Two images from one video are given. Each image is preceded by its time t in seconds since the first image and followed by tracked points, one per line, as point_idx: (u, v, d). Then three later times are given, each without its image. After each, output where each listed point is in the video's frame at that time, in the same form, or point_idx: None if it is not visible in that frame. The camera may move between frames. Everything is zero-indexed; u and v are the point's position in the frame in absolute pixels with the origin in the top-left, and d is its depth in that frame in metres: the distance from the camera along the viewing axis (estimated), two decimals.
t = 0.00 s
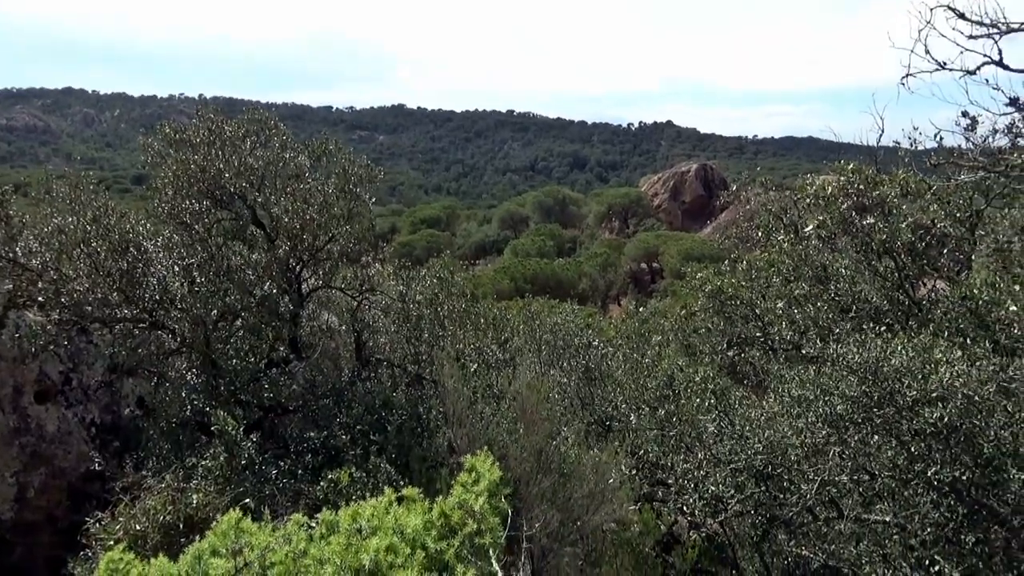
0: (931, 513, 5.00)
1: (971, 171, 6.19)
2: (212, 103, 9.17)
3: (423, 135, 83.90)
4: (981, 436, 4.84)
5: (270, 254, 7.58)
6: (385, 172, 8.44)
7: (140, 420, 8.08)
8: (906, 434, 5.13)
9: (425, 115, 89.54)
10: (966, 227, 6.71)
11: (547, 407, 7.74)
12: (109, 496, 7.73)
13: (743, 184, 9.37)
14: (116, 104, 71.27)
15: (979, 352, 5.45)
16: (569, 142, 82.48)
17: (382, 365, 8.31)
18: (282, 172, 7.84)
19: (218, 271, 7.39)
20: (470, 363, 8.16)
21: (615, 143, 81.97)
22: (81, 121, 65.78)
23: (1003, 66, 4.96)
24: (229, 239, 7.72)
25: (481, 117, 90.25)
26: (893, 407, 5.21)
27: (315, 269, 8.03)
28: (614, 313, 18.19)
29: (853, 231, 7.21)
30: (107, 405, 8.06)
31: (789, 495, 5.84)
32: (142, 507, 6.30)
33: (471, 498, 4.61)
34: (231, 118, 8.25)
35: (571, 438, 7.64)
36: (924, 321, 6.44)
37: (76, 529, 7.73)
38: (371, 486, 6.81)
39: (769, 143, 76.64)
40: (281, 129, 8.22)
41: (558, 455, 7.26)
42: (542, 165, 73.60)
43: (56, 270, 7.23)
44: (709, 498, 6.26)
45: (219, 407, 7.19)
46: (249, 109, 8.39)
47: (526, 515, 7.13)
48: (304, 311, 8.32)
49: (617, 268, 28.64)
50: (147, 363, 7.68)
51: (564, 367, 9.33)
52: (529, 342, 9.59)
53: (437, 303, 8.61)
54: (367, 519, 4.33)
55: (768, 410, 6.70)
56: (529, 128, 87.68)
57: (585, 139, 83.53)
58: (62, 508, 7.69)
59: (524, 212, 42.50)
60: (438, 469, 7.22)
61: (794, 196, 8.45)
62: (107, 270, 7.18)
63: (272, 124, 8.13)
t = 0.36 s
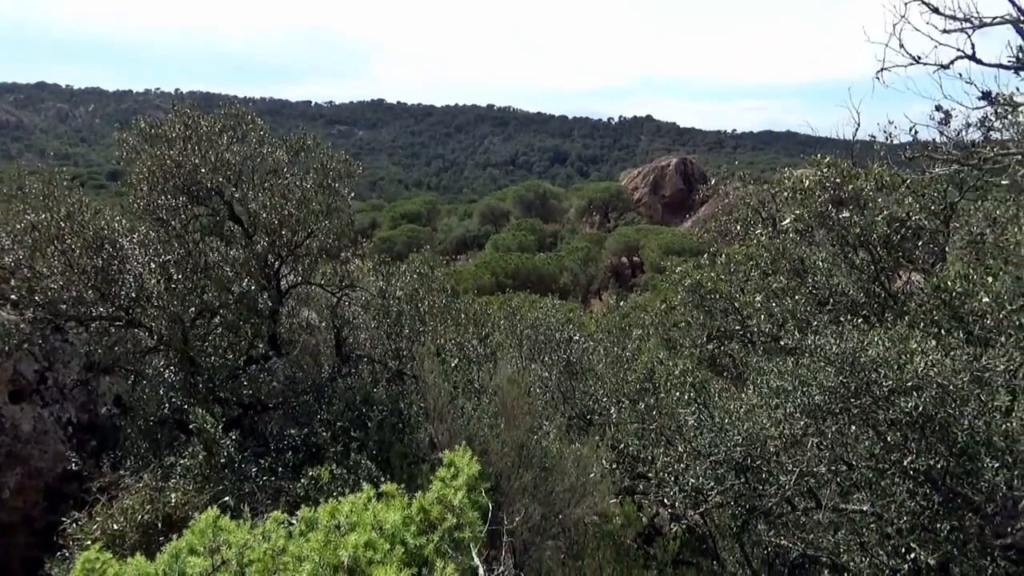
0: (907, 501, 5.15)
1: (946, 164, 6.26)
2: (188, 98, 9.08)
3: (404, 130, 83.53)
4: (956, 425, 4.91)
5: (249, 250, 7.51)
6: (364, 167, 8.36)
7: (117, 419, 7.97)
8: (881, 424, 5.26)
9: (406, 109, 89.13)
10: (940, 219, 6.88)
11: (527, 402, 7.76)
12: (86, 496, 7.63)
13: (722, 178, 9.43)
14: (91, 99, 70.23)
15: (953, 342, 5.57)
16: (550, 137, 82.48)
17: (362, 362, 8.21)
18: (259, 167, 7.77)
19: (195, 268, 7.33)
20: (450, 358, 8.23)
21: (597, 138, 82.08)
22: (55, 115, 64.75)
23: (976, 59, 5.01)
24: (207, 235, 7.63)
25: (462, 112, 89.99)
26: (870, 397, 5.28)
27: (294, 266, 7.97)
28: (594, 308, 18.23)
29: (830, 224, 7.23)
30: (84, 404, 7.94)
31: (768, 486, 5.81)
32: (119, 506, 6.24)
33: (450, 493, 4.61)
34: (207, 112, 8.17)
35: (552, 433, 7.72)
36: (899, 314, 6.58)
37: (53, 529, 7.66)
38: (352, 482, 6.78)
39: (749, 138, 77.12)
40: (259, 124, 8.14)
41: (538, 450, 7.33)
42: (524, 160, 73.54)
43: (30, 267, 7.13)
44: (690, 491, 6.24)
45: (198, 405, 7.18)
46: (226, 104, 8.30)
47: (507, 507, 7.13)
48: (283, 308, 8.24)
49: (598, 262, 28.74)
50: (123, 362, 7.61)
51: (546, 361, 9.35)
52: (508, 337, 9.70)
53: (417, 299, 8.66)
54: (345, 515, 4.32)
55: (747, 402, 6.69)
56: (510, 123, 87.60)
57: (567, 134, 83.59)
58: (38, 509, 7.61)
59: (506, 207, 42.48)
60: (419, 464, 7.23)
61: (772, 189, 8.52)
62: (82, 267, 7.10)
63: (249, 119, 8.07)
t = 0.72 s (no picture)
0: (885, 493, 5.20)
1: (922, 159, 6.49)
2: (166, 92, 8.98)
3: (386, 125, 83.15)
4: (933, 417, 5.05)
5: (228, 246, 7.44)
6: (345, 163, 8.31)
7: (95, 417, 7.75)
8: (860, 416, 5.29)
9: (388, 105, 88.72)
10: (917, 213, 7.00)
11: (508, 398, 7.87)
12: (63, 496, 7.54)
13: (703, 174, 9.48)
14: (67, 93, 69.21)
15: (929, 335, 5.65)
16: (533, 133, 82.47)
17: (343, 358, 8.21)
18: (238, 163, 7.72)
19: (174, 265, 7.28)
20: (432, 354, 8.30)
21: (580, 134, 82.20)
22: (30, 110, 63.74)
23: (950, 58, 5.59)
24: (186, 232, 7.54)
25: (445, 107, 89.73)
26: (848, 389, 5.33)
27: (274, 263, 7.90)
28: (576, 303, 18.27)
29: (808, 220, 7.30)
30: (61, 403, 7.81)
31: (748, 479, 5.87)
32: (97, 506, 6.18)
33: (432, 489, 4.60)
34: (185, 108, 8.08)
35: (534, 428, 7.86)
36: (877, 308, 6.61)
37: (30, 530, 7.55)
38: (334, 480, 6.75)
39: (730, 134, 77.51)
40: (238, 119, 8.04)
41: (520, 445, 7.48)
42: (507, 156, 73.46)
43: (4, 266, 6.95)
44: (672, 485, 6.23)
45: (178, 403, 7.15)
46: (204, 99, 8.21)
47: (491, 504, 7.24)
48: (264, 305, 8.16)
49: (580, 258, 28.80)
50: (100, 360, 7.43)
51: (528, 357, 9.36)
52: (490, 333, 9.78)
53: (399, 295, 8.68)
54: (326, 512, 4.31)
55: (728, 395, 6.67)
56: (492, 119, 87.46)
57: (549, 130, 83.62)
58: (16, 509, 7.52)
59: (489, 203, 42.45)
60: (401, 461, 7.21)
61: (751, 185, 8.58)
62: (58, 264, 7.03)
63: (227, 114, 7.92)
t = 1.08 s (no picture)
0: (861, 486, 5.27)
1: (897, 156, 6.58)
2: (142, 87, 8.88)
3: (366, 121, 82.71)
4: (906, 410, 5.08)
5: (205, 244, 7.35)
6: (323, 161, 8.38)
7: (71, 418, 7.62)
8: (836, 411, 5.33)
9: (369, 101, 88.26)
10: (892, 211, 7.02)
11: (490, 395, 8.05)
12: (38, 498, 7.60)
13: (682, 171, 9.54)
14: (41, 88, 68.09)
15: (903, 330, 5.72)
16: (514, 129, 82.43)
17: (323, 357, 8.15)
18: (215, 159, 7.64)
19: (150, 262, 7.18)
20: (412, 352, 8.31)
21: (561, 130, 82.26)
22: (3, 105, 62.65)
23: (925, 53, 5.84)
24: (162, 229, 7.44)
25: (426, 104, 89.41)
26: (824, 384, 5.37)
27: (252, 260, 7.84)
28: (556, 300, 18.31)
29: (786, 217, 7.41)
30: (36, 403, 7.75)
31: (727, 474, 5.91)
32: (72, 507, 6.10)
33: (411, 487, 4.59)
34: (161, 103, 8.01)
35: (514, 425, 7.90)
36: (852, 302, 6.65)
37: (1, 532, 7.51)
38: (314, 479, 6.72)
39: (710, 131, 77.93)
40: (214, 114, 7.98)
41: (501, 441, 7.51)
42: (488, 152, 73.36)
43: None
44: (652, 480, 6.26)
45: (155, 403, 7.02)
46: (181, 94, 8.14)
47: (473, 501, 7.24)
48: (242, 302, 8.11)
49: (560, 255, 28.85)
50: (75, 359, 7.21)
51: (508, 354, 9.37)
52: (470, 330, 9.81)
53: (379, 292, 8.65)
54: (304, 512, 4.28)
55: (706, 392, 6.69)
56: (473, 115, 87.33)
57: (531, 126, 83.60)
58: None
59: (469, 199, 42.39)
60: (381, 459, 7.18)
61: (729, 182, 8.65)
62: (31, 262, 6.90)
63: (204, 110, 7.90)
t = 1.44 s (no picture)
0: (837, 482, 5.34)
1: (870, 155, 6.67)
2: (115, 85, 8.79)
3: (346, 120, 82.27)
4: (880, 406, 5.19)
5: (180, 243, 7.25)
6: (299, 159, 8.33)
7: (42, 421, 7.48)
8: (812, 407, 5.37)
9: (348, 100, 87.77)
10: (866, 208, 7.11)
11: (469, 394, 8.00)
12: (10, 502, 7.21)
13: (659, 169, 9.60)
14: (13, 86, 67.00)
15: (875, 326, 5.81)
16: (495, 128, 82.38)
17: (301, 356, 8.14)
18: (189, 158, 7.56)
19: (123, 263, 7.11)
20: (392, 351, 8.21)
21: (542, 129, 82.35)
22: None
23: (897, 53, 5.88)
24: (136, 230, 7.31)
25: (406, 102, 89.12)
26: (799, 381, 5.40)
27: (228, 260, 7.77)
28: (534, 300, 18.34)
29: (761, 214, 7.40)
30: (8, 406, 7.60)
31: (706, 471, 5.87)
32: (44, 512, 6.01)
33: (388, 487, 4.57)
34: (134, 101, 7.93)
35: (494, 424, 7.90)
36: (828, 299, 6.75)
37: None
38: (292, 480, 6.68)
39: (690, 130, 78.37)
40: (189, 112, 7.91)
41: (480, 440, 7.53)
42: (468, 151, 73.24)
43: None
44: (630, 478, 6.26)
45: (129, 405, 6.98)
46: (154, 92, 8.06)
47: (453, 503, 7.29)
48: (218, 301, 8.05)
49: (540, 253, 28.90)
50: (47, 361, 7.05)
51: (488, 353, 9.38)
52: (450, 330, 9.81)
53: (357, 292, 8.54)
54: (279, 513, 4.25)
55: (685, 389, 6.66)
56: (454, 114, 87.16)
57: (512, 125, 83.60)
58: None
59: (450, 198, 42.35)
60: (361, 459, 7.15)
61: (706, 180, 8.72)
62: None
63: (178, 108, 7.83)
